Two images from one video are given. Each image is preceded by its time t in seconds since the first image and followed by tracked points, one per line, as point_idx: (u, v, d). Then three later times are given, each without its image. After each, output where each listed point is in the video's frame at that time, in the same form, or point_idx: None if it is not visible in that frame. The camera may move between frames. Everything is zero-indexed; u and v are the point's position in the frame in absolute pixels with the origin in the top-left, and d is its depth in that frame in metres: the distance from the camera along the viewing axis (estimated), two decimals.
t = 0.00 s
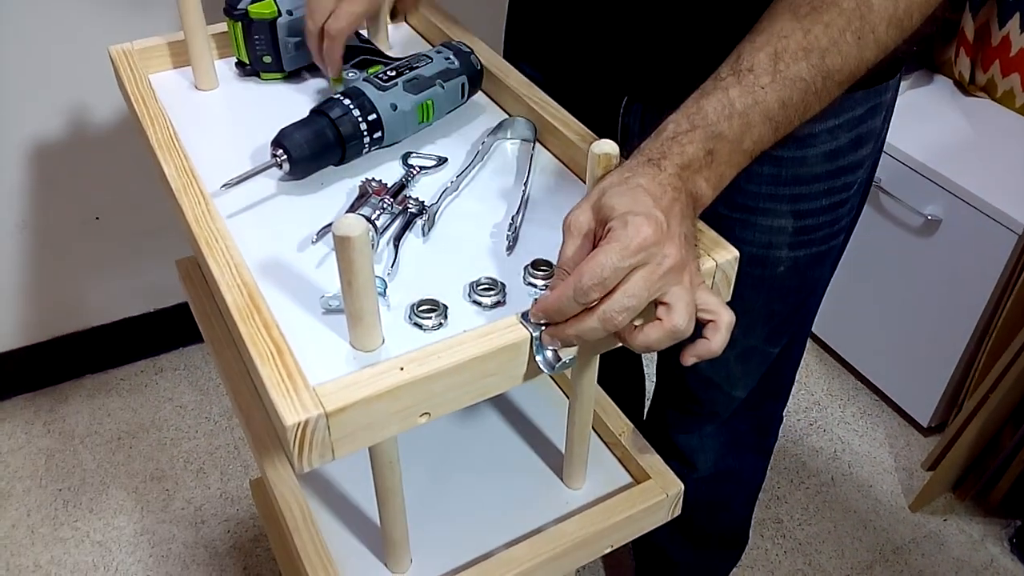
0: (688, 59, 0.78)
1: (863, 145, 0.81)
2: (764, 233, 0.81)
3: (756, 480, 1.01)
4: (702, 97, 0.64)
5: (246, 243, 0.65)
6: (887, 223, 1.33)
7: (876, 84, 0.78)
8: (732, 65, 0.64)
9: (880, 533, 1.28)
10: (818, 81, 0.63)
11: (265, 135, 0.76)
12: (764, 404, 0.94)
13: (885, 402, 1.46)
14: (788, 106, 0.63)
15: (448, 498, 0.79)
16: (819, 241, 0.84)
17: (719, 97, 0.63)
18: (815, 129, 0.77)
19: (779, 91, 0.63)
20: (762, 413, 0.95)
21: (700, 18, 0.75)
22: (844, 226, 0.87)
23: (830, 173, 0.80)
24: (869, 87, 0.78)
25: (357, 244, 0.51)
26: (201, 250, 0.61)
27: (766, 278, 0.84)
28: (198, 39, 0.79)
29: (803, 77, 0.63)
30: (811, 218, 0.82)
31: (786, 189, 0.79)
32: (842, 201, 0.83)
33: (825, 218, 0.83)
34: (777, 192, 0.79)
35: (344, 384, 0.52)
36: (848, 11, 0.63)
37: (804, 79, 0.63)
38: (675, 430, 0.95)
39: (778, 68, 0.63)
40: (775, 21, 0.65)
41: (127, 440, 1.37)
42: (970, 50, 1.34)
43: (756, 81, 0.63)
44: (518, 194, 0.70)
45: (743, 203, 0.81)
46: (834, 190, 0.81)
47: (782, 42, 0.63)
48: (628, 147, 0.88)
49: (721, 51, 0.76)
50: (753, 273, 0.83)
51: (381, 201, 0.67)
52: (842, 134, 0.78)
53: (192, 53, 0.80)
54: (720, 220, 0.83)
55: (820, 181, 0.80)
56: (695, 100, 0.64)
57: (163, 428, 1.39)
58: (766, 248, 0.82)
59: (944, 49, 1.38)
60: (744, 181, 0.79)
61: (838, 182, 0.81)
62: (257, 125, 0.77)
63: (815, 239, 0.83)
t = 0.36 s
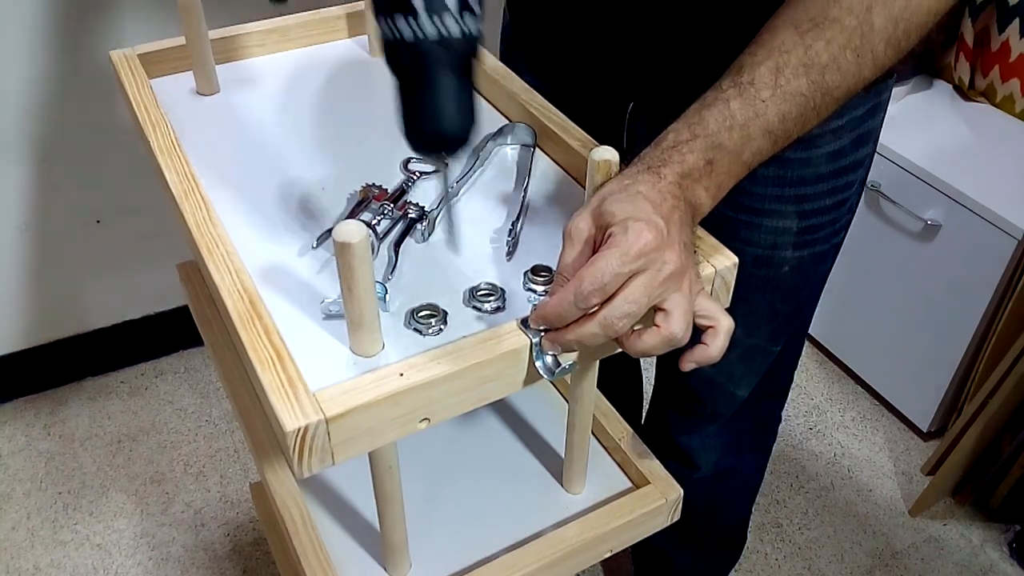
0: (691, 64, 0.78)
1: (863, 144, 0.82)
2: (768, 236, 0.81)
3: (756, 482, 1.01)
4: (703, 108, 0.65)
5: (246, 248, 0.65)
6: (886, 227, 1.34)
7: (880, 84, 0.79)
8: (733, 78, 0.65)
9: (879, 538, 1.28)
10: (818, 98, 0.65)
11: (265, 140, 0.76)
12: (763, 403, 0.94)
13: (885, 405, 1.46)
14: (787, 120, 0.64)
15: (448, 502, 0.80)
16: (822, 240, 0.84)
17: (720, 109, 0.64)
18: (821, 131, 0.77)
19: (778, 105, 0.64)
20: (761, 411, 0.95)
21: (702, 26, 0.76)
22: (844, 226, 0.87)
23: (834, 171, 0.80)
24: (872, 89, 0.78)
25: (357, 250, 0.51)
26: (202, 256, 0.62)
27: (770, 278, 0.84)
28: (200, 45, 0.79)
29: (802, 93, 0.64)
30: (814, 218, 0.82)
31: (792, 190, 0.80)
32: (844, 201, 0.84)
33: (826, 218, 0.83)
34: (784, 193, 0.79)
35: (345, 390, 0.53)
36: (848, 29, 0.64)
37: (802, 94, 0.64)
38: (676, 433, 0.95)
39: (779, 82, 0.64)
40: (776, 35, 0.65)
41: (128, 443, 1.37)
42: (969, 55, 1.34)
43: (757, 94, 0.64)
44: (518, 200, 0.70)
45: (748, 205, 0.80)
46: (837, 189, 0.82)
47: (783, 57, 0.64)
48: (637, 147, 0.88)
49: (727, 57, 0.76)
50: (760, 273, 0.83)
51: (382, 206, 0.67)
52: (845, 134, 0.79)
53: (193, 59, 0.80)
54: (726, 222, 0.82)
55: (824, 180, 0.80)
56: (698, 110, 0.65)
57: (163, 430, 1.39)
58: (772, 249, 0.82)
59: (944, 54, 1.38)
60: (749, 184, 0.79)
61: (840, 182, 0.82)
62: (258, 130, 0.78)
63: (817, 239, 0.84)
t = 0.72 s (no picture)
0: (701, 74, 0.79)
1: (871, 155, 0.82)
2: (776, 247, 0.82)
3: (761, 490, 1.01)
4: (712, 121, 0.66)
5: (253, 257, 0.65)
6: (891, 235, 1.34)
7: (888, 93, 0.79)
8: (740, 91, 0.66)
9: (885, 546, 1.28)
10: (824, 112, 0.65)
11: (272, 149, 0.77)
12: (770, 411, 0.94)
13: (891, 413, 1.46)
14: (792, 134, 0.65)
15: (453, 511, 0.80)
16: (830, 250, 0.84)
17: (727, 122, 0.65)
18: (831, 142, 0.77)
19: (785, 119, 0.64)
20: (767, 419, 0.95)
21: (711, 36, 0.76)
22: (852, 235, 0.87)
23: (843, 182, 0.80)
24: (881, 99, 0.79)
25: (363, 259, 0.51)
26: (209, 265, 0.62)
27: (779, 288, 0.84)
28: (207, 54, 0.80)
29: (808, 108, 0.65)
30: (824, 228, 0.82)
31: (802, 201, 0.80)
32: (852, 211, 0.84)
33: (835, 228, 0.83)
34: (794, 205, 0.79)
35: (350, 400, 0.53)
36: (857, 45, 0.65)
37: (809, 108, 0.65)
38: (683, 441, 0.95)
39: (786, 96, 0.65)
40: (784, 47, 0.67)
41: (134, 449, 1.38)
42: (974, 62, 1.34)
43: (764, 108, 0.65)
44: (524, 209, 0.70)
45: (758, 217, 0.80)
46: (846, 200, 0.82)
47: (792, 71, 0.65)
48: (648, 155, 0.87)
49: (735, 67, 0.77)
50: (767, 285, 0.83)
51: (388, 216, 0.67)
52: (854, 145, 0.79)
53: (200, 68, 0.80)
54: (735, 234, 0.82)
55: (834, 191, 0.80)
56: (706, 123, 0.66)
57: (169, 437, 1.39)
58: (781, 260, 0.82)
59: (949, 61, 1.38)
60: (758, 195, 0.79)
61: (849, 193, 0.82)
62: (264, 140, 0.78)
63: (826, 248, 0.84)
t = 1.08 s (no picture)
0: (700, 74, 0.79)
1: (872, 155, 0.82)
2: (777, 247, 0.82)
3: (760, 490, 1.01)
4: (706, 118, 0.66)
5: (251, 256, 0.65)
6: (888, 236, 1.34)
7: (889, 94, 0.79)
8: (736, 89, 0.66)
9: (882, 546, 1.28)
10: (820, 111, 0.65)
11: (270, 148, 0.77)
12: (768, 411, 0.94)
13: (888, 414, 1.46)
14: (788, 132, 0.65)
15: (451, 510, 0.80)
16: (831, 250, 0.85)
17: (722, 120, 0.65)
18: (832, 142, 0.78)
19: (780, 117, 0.65)
20: (766, 419, 0.95)
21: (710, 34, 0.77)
22: (853, 235, 0.87)
23: (845, 183, 0.81)
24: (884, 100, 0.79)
25: (362, 258, 0.51)
26: (208, 264, 0.62)
27: (780, 288, 0.84)
28: (205, 53, 0.79)
29: (804, 106, 0.65)
30: (824, 228, 0.82)
31: (802, 201, 0.80)
32: (853, 211, 0.84)
33: (836, 228, 0.83)
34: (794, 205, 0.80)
35: (349, 398, 0.53)
36: (853, 44, 0.66)
37: (804, 107, 0.65)
38: (682, 441, 0.95)
39: (782, 95, 0.65)
40: (780, 48, 0.67)
41: (131, 449, 1.37)
42: (971, 63, 1.33)
43: (759, 106, 0.65)
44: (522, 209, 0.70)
45: (760, 215, 0.80)
46: (846, 201, 0.82)
47: (788, 70, 0.65)
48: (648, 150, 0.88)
49: (734, 66, 0.77)
50: (768, 284, 0.83)
51: (387, 215, 0.67)
52: (856, 145, 0.79)
53: (198, 66, 0.80)
54: (736, 232, 0.82)
55: (834, 192, 0.80)
56: (701, 121, 0.66)
57: (166, 438, 1.39)
58: (782, 259, 0.82)
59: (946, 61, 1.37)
60: (759, 194, 0.79)
61: (850, 193, 0.82)
62: (263, 139, 0.78)
63: (826, 249, 0.84)
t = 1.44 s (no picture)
0: (699, 73, 0.79)
1: (875, 156, 0.82)
2: (779, 247, 0.81)
3: (760, 490, 1.01)
4: (712, 115, 0.66)
5: (250, 258, 0.65)
6: (887, 235, 1.34)
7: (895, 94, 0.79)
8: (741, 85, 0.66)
9: (880, 545, 1.28)
10: (823, 110, 0.66)
11: (268, 149, 0.77)
12: (768, 411, 0.94)
13: (887, 413, 1.46)
14: (791, 131, 0.65)
15: (450, 511, 0.80)
16: (833, 250, 0.84)
17: (728, 118, 0.65)
18: (834, 142, 0.77)
19: (785, 116, 0.65)
20: (766, 419, 0.95)
21: (709, 34, 0.76)
22: (854, 236, 0.87)
23: (847, 183, 0.80)
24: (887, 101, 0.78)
25: (362, 261, 0.51)
26: (206, 265, 0.62)
27: (781, 288, 0.84)
28: (202, 53, 0.79)
29: (808, 105, 0.65)
30: (826, 229, 0.82)
31: (805, 201, 0.80)
32: (855, 211, 0.84)
33: (838, 228, 0.83)
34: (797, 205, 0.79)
35: (349, 400, 0.53)
36: (856, 43, 0.65)
37: (808, 106, 0.65)
38: (682, 441, 0.95)
39: (787, 93, 0.65)
40: (783, 44, 0.66)
41: (129, 449, 1.37)
42: (970, 62, 1.32)
43: (765, 105, 0.65)
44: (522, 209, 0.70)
45: (762, 215, 0.80)
46: (849, 201, 0.82)
47: (792, 68, 0.65)
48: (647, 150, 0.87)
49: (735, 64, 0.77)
50: (769, 284, 0.83)
51: (386, 215, 0.67)
52: (859, 146, 0.79)
53: (195, 66, 0.80)
54: (738, 231, 0.82)
55: (836, 192, 0.80)
56: (707, 117, 0.66)
57: (165, 437, 1.39)
58: (783, 259, 0.82)
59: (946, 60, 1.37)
60: (761, 194, 0.79)
61: (852, 194, 0.82)
62: (261, 139, 0.78)
63: (828, 249, 0.84)
